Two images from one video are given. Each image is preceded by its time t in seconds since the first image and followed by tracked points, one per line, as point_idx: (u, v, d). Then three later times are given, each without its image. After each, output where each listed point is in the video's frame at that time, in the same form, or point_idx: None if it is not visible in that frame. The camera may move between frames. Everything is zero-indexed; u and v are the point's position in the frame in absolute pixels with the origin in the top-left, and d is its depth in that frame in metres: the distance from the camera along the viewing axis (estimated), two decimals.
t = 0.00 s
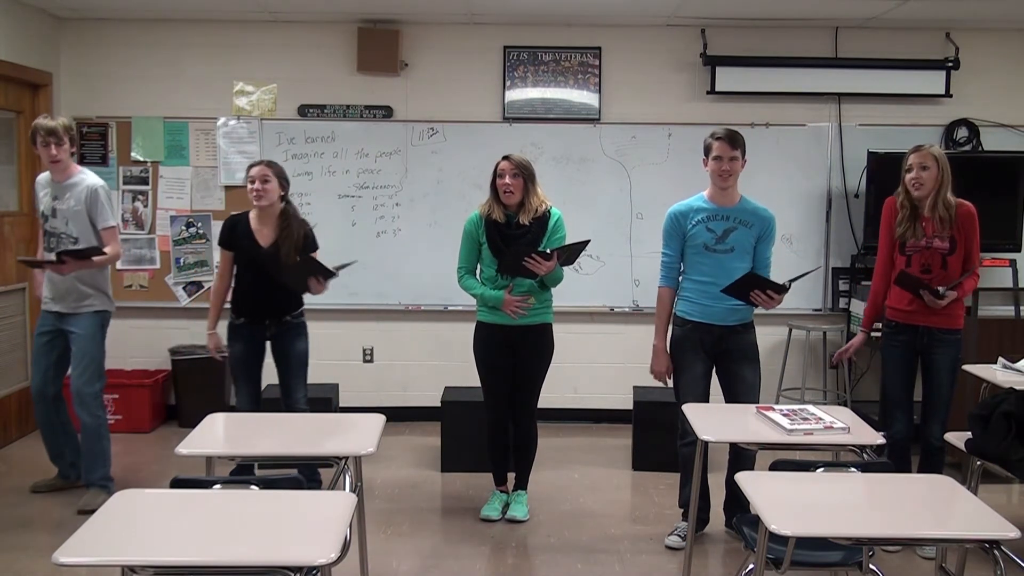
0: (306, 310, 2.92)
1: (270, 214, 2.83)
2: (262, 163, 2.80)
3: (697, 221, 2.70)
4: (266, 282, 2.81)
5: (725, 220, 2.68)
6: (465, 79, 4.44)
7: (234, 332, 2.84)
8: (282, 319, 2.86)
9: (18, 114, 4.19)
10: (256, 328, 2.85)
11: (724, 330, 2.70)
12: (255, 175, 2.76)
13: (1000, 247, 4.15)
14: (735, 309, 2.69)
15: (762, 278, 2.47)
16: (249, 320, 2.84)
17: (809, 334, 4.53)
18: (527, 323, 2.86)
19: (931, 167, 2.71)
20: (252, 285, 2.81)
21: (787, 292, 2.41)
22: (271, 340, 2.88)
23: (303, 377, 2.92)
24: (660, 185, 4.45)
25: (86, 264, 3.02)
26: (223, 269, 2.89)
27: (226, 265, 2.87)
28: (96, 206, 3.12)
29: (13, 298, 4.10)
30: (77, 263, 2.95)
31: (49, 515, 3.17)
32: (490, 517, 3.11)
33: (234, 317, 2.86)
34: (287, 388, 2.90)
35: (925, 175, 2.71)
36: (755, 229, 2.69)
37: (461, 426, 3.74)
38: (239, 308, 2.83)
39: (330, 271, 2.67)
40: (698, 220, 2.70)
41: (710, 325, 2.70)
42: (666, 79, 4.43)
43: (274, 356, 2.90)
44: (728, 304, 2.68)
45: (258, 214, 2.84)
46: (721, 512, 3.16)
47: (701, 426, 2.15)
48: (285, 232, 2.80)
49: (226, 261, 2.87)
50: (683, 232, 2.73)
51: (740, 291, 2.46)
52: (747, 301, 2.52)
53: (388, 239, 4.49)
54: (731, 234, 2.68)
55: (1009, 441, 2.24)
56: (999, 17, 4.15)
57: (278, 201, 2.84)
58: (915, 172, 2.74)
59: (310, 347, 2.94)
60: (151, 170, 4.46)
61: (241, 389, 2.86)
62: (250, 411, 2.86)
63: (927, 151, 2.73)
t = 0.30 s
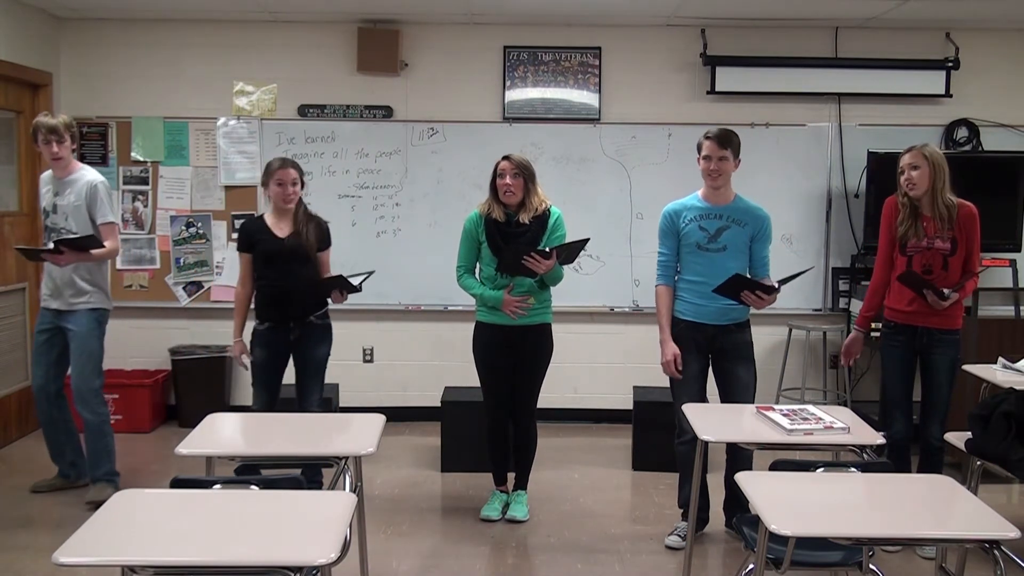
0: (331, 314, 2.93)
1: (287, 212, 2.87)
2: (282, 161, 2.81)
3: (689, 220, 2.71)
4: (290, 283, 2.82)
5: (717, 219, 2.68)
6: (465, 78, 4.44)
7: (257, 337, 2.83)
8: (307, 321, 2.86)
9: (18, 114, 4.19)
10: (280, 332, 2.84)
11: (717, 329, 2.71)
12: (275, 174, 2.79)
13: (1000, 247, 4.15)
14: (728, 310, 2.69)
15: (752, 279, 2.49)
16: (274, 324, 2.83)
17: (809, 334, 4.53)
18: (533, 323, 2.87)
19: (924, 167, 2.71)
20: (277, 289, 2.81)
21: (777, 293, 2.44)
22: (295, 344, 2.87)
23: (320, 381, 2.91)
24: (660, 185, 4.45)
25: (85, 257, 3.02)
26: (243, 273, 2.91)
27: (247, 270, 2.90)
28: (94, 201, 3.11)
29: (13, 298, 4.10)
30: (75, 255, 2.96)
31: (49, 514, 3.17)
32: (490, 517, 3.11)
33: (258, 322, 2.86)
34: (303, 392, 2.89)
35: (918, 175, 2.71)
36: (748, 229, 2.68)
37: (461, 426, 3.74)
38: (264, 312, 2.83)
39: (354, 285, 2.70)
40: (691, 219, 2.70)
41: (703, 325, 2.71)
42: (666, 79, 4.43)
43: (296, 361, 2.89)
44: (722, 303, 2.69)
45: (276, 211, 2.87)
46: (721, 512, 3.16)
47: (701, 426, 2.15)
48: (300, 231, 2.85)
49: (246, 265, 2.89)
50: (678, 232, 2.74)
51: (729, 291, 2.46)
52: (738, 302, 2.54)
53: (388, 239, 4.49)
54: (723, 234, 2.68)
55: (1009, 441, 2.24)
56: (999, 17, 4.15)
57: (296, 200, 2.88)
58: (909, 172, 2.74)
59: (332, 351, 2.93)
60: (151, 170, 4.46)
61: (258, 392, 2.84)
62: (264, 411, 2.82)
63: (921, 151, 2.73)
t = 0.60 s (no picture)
0: (340, 316, 2.92)
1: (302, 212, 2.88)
2: (286, 163, 2.82)
3: (683, 222, 2.71)
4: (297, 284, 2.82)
5: (710, 219, 2.68)
6: (466, 79, 4.44)
7: (265, 336, 2.83)
8: (314, 323, 2.86)
9: (18, 114, 4.19)
10: (288, 332, 2.84)
11: (712, 330, 2.71)
12: (281, 177, 2.79)
13: (1000, 247, 4.15)
14: (725, 309, 2.69)
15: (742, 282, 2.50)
16: (282, 323, 2.83)
17: (809, 334, 4.53)
18: (532, 323, 2.86)
19: (926, 168, 2.71)
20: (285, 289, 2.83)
21: (767, 293, 2.46)
22: (302, 345, 2.87)
23: (326, 384, 2.90)
24: (660, 185, 4.45)
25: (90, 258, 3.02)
26: (256, 271, 2.90)
27: (259, 269, 2.90)
28: (103, 200, 3.12)
29: (13, 298, 4.10)
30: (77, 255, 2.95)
31: (49, 514, 3.17)
32: (490, 517, 3.11)
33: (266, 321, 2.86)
34: (308, 394, 2.88)
35: (920, 175, 2.71)
36: (741, 228, 2.68)
37: (461, 426, 3.74)
38: (272, 312, 2.84)
39: (356, 279, 2.70)
40: (685, 220, 2.70)
41: (698, 325, 2.71)
42: (666, 79, 4.43)
43: (302, 362, 2.89)
44: (716, 303, 2.69)
45: (291, 212, 2.89)
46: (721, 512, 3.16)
47: (701, 426, 2.15)
48: (318, 231, 2.87)
49: (259, 264, 2.89)
50: (671, 233, 2.73)
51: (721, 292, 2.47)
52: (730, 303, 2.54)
53: (388, 239, 4.49)
54: (717, 235, 2.68)
55: (1009, 441, 2.24)
56: (999, 17, 4.15)
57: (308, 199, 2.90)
58: (910, 173, 2.74)
59: (339, 355, 2.93)
60: (151, 170, 4.46)
61: (262, 392, 2.84)
62: (267, 411, 2.81)
63: (922, 151, 2.73)
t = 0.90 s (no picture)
0: (342, 319, 2.92)
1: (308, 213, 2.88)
2: (297, 163, 2.83)
3: (685, 222, 2.71)
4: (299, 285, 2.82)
5: (714, 219, 2.68)
6: (465, 79, 4.44)
7: (267, 336, 2.84)
8: (315, 325, 2.85)
9: (19, 114, 4.18)
10: (288, 333, 2.84)
11: (717, 330, 2.70)
12: (288, 175, 2.81)
13: (1000, 247, 4.15)
14: (730, 310, 2.69)
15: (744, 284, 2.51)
16: (283, 323, 2.84)
17: (809, 334, 4.53)
18: (529, 323, 2.86)
19: (928, 169, 2.71)
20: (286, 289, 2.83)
21: (768, 297, 2.47)
22: (302, 346, 2.87)
23: (326, 386, 2.90)
24: (660, 185, 4.45)
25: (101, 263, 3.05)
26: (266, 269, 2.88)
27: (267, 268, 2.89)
28: (118, 204, 3.13)
29: (13, 298, 4.10)
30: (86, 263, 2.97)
31: (49, 514, 3.17)
32: (490, 517, 3.11)
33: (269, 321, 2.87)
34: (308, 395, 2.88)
35: (922, 177, 2.72)
36: (744, 228, 2.68)
37: (460, 426, 3.74)
38: (275, 311, 2.85)
39: (371, 283, 2.66)
40: (687, 221, 2.70)
41: (702, 326, 2.70)
42: (666, 79, 4.43)
43: (302, 364, 2.90)
44: (720, 304, 2.68)
45: (299, 214, 2.89)
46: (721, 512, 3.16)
47: (701, 426, 2.15)
48: (321, 233, 2.86)
49: (268, 265, 2.91)
50: (673, 234, 2.74)
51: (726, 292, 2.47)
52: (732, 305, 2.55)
53: (388, 240, 4.49)
54: (721, 234, 2.68)
55: (1009, 441, 2.24)
56: (999, 17, 4.15)
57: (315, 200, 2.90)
58: (912, 174, 2.74)
59: (338, 358, 2.92)
60: (151, 170, 4.45)
61: (259, 392, 2.85)
62: (265, 411, 2.85)
63: (923, 152, 2.73)
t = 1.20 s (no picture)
0: (338, 318, 2.92)
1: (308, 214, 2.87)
2: (298, 164, 2.82)
3: (689, 222, 2.71)
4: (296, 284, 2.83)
5: (717, 219, 2.68)
6: (465, 78, 4.44)
7: (262, 335, 2.83)
8: (311, 325, 2.85)
9: (19, 114, 4.18)
10: (284, 332, 2.84)
11: (721, 330, 2.70)
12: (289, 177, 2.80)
13: (1000, 247, 4.15)
14: (733, 310, 2.69)
15: (750, 280, 2.50)
16: (278, 322, 2.83)
17: (809, 334, 4.52)
18: (525, 324, 2.86)
19: (928, 170, 2.71)
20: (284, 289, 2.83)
21: (774, 292, 2.45)
22: (298, 345, 2.87)
23: (323, 386, 2.90)
24: (660, 185, 4.45)
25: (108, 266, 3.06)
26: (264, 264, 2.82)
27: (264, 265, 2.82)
28: (127, 205, 3.14)
29: (13, 298, 4.10)
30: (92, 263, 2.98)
31: (49, 514, 3.17)
32: (490, 517, 3.11)
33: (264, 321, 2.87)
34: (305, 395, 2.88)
35: (922, 178, 2.72)
36: (747, 227, 2.68)
37: (460, 426, 3.74)
38: (270, 311, 2.84)
39: (363, 281, 2.68)
40: (691, 221, 2.70)
41: (706, 326, 2.71)
42: (665, 79, 4.43)
43: (298, 363, 2.89)
44: (723, 304, 2.68)
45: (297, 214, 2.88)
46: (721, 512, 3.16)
47: (701, 426, 2.15)
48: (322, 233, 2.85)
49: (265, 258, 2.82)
50: (676, 234, 2.74)
51: (731, 292, 2.46)
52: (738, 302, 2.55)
53: (388, 240, 4.49)
54: (724, 233, 2.68)
55: (1009, 441, 2.24)
56: (999, 17, 4.15)
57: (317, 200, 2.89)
58: (912, 175, 2.74)
59: (335, 358, 2.92)
60: (151, 170, 4.45)
61: (255, 393, 2.83)
62: (261, 412, 2.81)
63: (922, 152, 2.73)
